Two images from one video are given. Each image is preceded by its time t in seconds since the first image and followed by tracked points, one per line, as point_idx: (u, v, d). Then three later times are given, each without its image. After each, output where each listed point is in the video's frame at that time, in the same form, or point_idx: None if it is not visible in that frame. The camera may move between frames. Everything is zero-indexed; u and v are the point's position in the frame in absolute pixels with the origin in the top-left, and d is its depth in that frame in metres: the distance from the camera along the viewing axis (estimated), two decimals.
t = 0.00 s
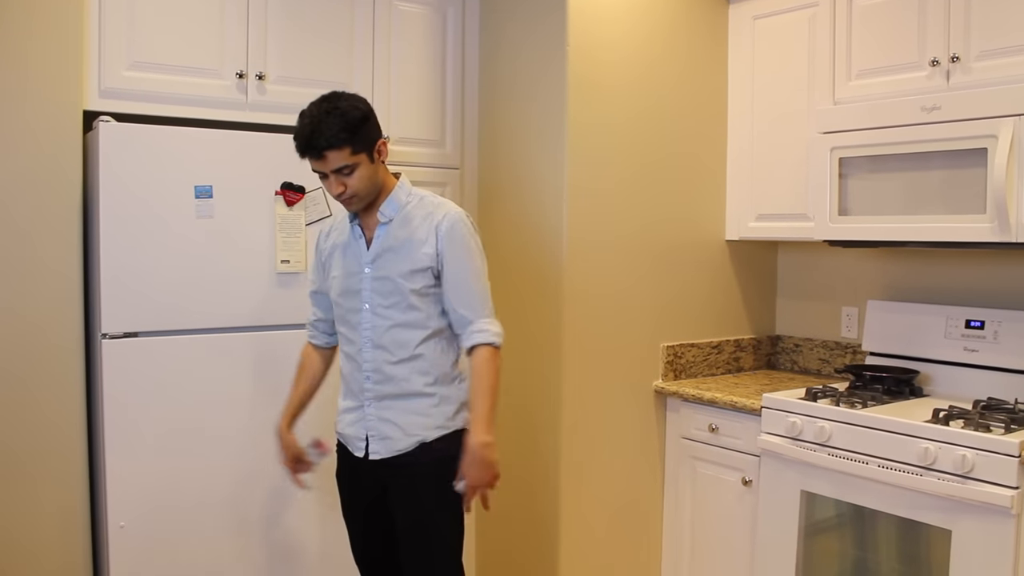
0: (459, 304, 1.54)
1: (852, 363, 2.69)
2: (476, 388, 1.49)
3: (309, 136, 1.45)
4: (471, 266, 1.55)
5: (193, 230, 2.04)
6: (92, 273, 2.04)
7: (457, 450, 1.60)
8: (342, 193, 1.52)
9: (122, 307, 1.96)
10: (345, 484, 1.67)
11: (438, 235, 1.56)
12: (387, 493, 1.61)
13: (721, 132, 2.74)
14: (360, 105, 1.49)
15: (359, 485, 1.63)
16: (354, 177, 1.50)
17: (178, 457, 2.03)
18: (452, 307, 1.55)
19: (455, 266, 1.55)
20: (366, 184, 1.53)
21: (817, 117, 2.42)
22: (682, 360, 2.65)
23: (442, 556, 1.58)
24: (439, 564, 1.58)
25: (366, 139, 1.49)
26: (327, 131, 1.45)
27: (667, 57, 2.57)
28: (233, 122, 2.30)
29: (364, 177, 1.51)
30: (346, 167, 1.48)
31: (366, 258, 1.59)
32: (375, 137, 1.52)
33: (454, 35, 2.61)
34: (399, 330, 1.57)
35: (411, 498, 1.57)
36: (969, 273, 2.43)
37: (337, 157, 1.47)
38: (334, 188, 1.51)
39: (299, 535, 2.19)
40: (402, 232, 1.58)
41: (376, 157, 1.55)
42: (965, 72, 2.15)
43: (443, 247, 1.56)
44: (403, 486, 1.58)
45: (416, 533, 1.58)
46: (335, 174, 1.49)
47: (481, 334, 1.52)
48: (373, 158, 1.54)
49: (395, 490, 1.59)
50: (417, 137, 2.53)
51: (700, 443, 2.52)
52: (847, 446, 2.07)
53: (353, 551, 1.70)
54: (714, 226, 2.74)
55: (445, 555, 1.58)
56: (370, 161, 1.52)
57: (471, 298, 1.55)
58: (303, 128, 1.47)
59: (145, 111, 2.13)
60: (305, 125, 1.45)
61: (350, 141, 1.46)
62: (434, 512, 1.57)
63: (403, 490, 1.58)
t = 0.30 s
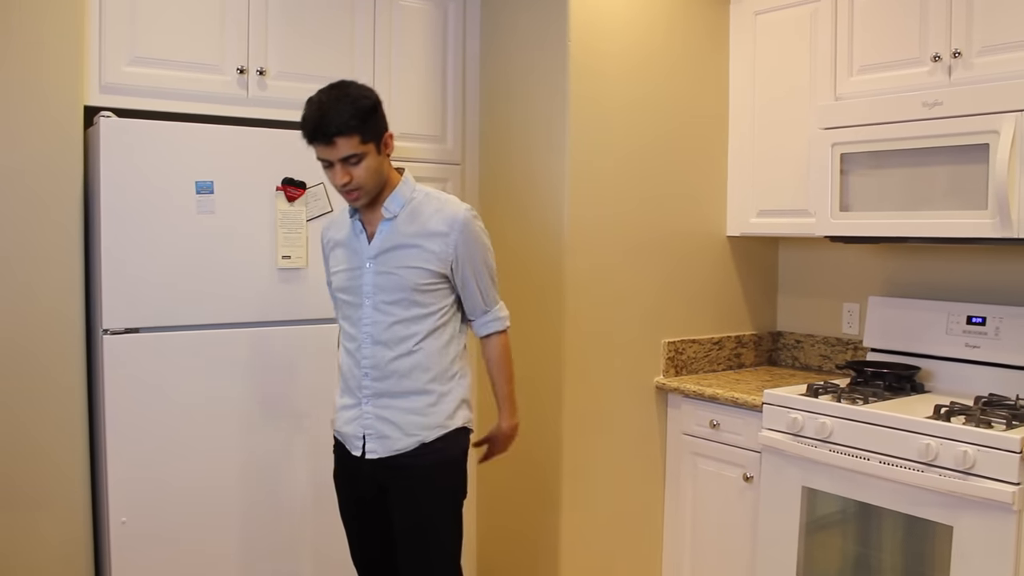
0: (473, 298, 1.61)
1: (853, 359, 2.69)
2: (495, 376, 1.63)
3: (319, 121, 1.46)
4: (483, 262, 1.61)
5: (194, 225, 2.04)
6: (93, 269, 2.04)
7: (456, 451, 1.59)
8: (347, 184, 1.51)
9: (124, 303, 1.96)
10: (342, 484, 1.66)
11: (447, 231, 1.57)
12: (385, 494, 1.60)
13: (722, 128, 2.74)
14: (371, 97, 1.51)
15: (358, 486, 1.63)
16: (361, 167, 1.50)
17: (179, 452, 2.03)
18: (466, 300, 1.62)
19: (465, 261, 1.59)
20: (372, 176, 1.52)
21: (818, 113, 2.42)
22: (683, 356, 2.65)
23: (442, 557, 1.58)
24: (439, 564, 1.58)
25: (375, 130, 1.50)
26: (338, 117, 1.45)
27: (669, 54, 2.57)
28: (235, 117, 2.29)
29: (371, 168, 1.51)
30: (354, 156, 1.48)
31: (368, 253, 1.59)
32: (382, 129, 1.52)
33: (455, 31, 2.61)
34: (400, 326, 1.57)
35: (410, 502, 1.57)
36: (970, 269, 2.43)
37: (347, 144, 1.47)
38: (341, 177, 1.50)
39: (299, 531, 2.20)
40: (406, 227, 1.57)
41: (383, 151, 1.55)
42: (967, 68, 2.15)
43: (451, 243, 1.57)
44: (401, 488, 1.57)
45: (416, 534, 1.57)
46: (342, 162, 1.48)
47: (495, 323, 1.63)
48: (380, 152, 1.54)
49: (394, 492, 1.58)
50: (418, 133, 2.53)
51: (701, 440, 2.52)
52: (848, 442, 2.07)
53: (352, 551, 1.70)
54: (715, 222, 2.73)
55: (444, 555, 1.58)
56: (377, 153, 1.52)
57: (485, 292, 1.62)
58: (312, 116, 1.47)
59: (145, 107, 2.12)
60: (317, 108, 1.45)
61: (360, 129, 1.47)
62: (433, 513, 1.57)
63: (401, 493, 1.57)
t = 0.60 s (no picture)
0: (467, 300, 1.51)
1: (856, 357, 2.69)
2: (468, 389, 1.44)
3: (368, 87, 1.50)
4: (482, 265, 1.53)
5: (198, 222, 2.04)
6: (96, 265, 2.04)
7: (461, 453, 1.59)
8: (379, 155, 1.52)
9: (127, 301, 1.96)
10: (349, 485, 1.67)
11: (454, 227, 1.55)
12: (389, 494, 1.60)
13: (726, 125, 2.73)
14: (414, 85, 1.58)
15: (362, 486, 1.63)
16: (398, 142, 1.52)
17: (183, 449, 2.03)
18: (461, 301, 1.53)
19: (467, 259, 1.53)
20: (402, 156, 1.54)
21: (822, 111, 2.41)
22: (687, 353, 2.65)
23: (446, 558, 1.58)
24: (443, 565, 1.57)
25: (416, 113, 1.55)
26: (388, 87, 1.50)
27: (673, 51, 2.57)
28: (238, 114, 2.29)
29: (405, 148, 1.54)
30: (395, 127, 1.51)
31: (379, 249, 1.59)
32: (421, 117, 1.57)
33: (458, 28, 2.61)
34: (407, 324, 1.56)
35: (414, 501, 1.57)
36: (974, 267, 2.43)
37: (391, 112, 1.50)
38: (377, 145, 1.51)
39: (302, 527, 2.20)
40: (416, 224, 1.58)
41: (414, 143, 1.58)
42: (971, 65, 2.14)
43: (456, 240, 1.55)
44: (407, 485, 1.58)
45: (420, 532, 1.57)
46: (381, 131, 1.50)
47: (483, 327, 1.48)
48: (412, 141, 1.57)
49: (399, 491, 1.59)
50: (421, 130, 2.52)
51: (703, 438, 2.52)
52: (851, 441, 2.07)
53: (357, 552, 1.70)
54: (719, 220, 2.73)
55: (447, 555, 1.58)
56: (412, 137, 1.55)
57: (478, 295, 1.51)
58: (359, 84, 1.51)
59: (148, 104, 2.11)
60: (369, 72, 1.50)
61: (406, 103, 1.52)
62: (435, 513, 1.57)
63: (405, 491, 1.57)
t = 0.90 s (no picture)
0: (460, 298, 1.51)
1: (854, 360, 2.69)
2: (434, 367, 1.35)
3: (391, 79, 1.55)
4: (479, 266, 1.53)
5: (196, 225, 2.04)
6: (94, 268, 2.04)
7: (452, 464, 1.59)
8: (393, 145, 1.55)
9: (125, 304, 1.96)
10: (342, 496, 1.65)
11: (452, 230, 1.56)
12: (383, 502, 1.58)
13: (724, 129, 2.74)
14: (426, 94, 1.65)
15: (356, 495, 1.61)
16: (412, 136, 1.56)
17: (180, 452, 2.03)
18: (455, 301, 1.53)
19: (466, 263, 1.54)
20: (412, 152, 1.58)
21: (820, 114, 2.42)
22: (685, 357, 2.65)
23: (443, 564, 1.58)
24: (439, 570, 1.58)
25: (429, 115, 1.61)
26: (410, 82, 1.56)
27: (671, 55, 2.57)
28: (236, 117, 2.29)
29: (416, 144, 1.58)
30: (412, 120, 1.56)
31: (378, 252, 1.59)
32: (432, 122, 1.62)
33: (457, 31, 2.61)
34: (404, 328, 1.56)
35: (409, 508, 1.56)
36: (972, 270, 2.43)
37: (411, 106, 1.56)
38: (393, 134, 1.55)
39: (298, 530, 2.20)
40: (416, 227, 1.58)
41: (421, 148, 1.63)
42: (969, 69, 2.14)
43: (457, 244, 1.55)
44: (402, 494, 1.56)
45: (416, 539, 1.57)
46: (398, 122, 1.55)
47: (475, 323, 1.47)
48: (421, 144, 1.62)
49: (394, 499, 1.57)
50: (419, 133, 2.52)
51: (701, 441, 2.52)
52: (849, 444, 2.07)
53: (350, 563, 1.68)
54: (717, 223, 2.73)
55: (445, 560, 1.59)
56: (422, 137, 1.60)
57: (472, 293, 1.51)
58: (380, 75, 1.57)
59: (146, 107, 2.12)
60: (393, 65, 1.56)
61: (424, 101, 1.58)
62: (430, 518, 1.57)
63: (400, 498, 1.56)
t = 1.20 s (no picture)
0: (463, 320, 1.58)
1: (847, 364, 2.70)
2: (478, 409, 1.56)
3: (387, 81, 1.57)
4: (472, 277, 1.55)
5: (189, 231, 2.04)
6: (87, 274, 2.04)
7: (441, 474, 1.55)
8: (381, 146, 1.55)
9: (118, 309, 1.96)
10: (333, 503, 1.64)
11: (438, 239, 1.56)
12: (369, 509, 1.57)
13: (717, 133, 2.75)
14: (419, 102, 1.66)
15: (344, 502, 1.61)
16: (401, 139, 1.57)
17: (173, 458, 2.03)
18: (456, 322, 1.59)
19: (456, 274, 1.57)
20: (400, 156, 1.58)
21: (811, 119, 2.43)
22: (678, 361, 2.65)
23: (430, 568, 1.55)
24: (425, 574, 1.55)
25: (419, 122, 1.62)
26: (405, 86, 1.58)
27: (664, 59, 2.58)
28: (230, 122, 2.29)
29: (405, 148, 1.58)
30: (402, 123, 1.57)
31: (362, 259, 1.59)
32: (422, 131, 1.64)
33: (449, 36, 2.61)
34: (386, 337, 1.55)
35: (394, 512, 1.54)
36: (964, 273, 2.44)
37: (402, 108, 1.57)
38: (382, 135, 1.55)
39: (292, 535, 2.19)
40: (400, 235, 1.58)
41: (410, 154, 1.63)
42: (960, 73, 2.15)
43: (445, 254, 1.56)
44: (390, 508, 1.54)
45: (401, 544, 1.55)
46: (389, 123, 1.55)
47: (483, 349, 1.58)
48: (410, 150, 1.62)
49: (379, 507, 1.55)
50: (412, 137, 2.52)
51: (695, 445, 2.52)
52: (842, 447, 2.07)
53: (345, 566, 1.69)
54: (709, 227, 2.74)
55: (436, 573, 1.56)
56: (411, 142, 1.60)
57: (475, 315, 1.58)
58: (375, 77, 1.58)
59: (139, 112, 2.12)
60: (389, 68, 1.58)
61: (416, 107, 1.60)
62: (415, 522, 1.54)
63: (386, 506, 1.54)
